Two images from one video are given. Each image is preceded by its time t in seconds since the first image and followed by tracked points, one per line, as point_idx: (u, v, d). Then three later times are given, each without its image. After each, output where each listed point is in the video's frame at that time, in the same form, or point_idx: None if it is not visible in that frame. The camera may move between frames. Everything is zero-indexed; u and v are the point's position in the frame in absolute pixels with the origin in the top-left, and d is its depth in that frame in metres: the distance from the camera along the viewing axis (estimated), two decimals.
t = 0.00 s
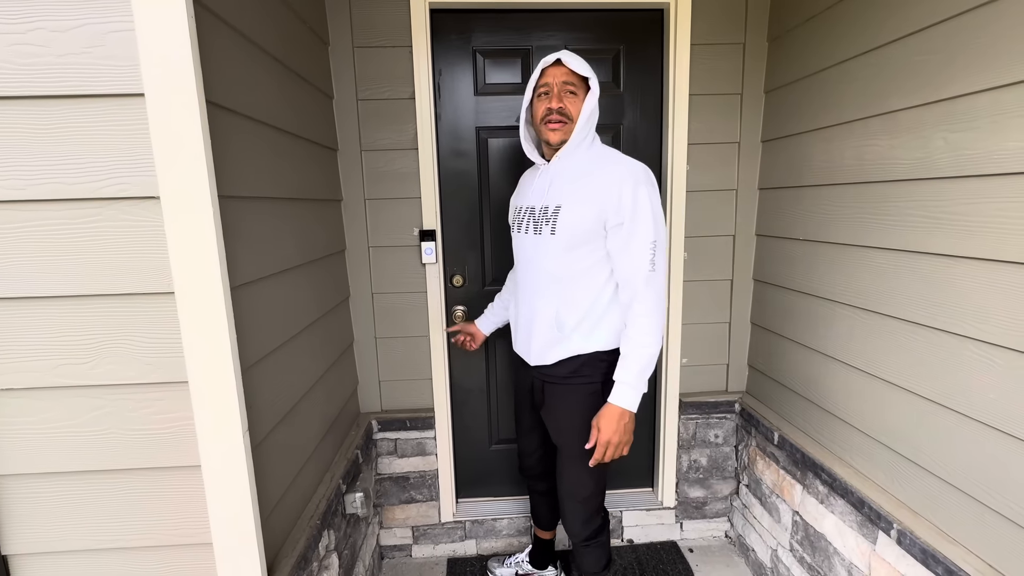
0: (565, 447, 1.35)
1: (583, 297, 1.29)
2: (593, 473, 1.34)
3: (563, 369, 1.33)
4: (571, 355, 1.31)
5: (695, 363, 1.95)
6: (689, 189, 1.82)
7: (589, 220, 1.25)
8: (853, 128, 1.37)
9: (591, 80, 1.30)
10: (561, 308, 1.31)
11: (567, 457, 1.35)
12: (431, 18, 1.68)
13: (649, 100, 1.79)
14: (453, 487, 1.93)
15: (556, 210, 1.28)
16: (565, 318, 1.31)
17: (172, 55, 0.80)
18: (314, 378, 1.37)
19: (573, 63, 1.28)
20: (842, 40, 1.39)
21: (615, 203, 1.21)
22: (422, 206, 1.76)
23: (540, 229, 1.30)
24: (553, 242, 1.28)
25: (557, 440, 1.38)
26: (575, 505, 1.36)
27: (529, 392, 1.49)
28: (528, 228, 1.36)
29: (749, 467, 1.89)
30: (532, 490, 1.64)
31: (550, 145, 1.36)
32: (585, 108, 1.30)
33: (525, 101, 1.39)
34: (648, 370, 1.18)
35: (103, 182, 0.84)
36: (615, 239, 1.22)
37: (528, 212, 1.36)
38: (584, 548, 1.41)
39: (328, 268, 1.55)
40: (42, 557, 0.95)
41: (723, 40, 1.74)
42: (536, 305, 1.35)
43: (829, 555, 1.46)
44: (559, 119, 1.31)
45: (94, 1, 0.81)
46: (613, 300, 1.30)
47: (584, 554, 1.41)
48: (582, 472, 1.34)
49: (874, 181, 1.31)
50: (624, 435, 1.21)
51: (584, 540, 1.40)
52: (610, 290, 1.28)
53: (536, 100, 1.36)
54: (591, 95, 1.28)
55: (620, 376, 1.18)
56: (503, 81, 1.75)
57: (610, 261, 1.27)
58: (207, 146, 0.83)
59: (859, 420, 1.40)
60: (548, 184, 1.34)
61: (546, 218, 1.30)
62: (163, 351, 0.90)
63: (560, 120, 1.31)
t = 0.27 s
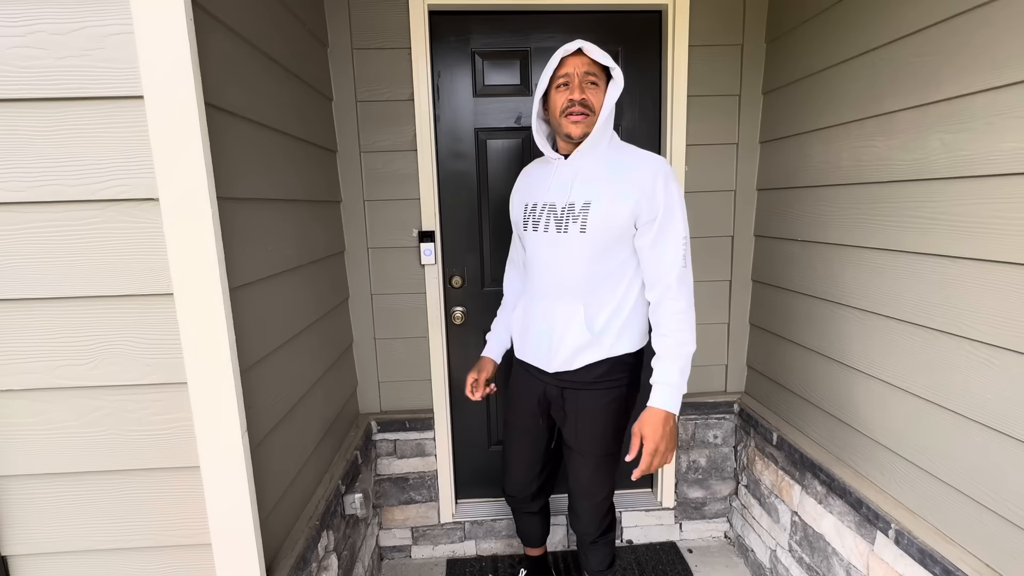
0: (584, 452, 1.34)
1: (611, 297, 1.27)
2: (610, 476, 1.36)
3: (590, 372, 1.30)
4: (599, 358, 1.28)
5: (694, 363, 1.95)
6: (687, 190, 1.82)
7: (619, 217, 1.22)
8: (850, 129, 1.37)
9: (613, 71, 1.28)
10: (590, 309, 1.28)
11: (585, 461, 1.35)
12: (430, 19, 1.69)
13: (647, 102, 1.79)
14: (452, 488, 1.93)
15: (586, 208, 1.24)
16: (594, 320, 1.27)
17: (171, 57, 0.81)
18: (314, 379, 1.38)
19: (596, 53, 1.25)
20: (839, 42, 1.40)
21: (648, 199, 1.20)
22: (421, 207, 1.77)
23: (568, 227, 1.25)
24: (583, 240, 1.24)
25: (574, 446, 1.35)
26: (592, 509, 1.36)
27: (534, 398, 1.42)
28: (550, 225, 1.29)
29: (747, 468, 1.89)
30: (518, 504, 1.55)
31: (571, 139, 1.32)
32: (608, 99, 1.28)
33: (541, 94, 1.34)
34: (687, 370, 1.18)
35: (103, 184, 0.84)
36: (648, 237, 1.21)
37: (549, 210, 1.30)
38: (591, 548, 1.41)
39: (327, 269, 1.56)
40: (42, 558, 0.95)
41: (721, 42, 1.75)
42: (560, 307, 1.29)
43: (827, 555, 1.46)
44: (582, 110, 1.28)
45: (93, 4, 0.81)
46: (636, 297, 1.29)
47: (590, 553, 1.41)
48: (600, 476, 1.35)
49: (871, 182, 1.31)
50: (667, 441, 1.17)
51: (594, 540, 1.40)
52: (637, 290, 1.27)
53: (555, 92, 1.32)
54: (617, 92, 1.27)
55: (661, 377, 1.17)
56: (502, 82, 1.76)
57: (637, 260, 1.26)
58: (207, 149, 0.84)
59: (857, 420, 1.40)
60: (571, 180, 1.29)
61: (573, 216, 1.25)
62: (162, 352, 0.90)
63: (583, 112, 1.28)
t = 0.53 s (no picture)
0: (597, 457, 1.26)
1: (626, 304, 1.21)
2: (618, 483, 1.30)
3: (609, 383, 1.23)
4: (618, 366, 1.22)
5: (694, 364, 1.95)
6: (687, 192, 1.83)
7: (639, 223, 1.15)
8: (850, 130, 1.37)
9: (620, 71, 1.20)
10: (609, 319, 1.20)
11: (597, 469, 1.27)
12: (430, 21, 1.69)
13: (647, 103, 1.80)
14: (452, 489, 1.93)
15: (607, 214, 1.14)
16: (614, 329, 1.20)
17: (172, 60, 0.81)
18: (314, 380, 1.38)
19: (605, 52, 1.16)
20: (838, 43, 1.40)
21: (665, 203, 1.16)
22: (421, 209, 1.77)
23: (587, 235, 1.14)
24: (604, 250, 1.15)
25: (587, 454, 1.27)
26: (602, 516, 1.31)
27: (541, 406, 1.28)
28: (566, 234, 1.16)
29: (748, 469, 1.89)
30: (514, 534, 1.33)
31: (580, 143, 1.21)
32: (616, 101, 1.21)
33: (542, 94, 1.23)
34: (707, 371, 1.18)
35: (105, 187, 0.85)
36: (664, 244, 1.18)
37: (561, 215, 1.17)
38: (597, 555, 1.36)
39: (327, 270, 1.56)
40: (43, 559, 0.96)
41: (720, 43, 1.75)
42: (578, 322, 1.19)
43: (828, 556, 1.46)
44: (590, 113, 1.18)
45: (95, 8, 0.82)
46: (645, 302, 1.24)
47: (594, 558, 1.36)
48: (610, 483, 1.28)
49: (870, 183, 1.31)
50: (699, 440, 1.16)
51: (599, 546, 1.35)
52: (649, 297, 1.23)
53: (560, 93, 1.20)
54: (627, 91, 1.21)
55: (691, 383, 1.15)
56: (502, 84, 1.76)
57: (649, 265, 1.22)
58: (207, 151, 0.84)
59: (857, 421, 1.40)
60: (585, 182, 1.18)
61: (592, 223, 1.15)
62: (163, 353, 0.90)
63: (592, 115, 1.18)
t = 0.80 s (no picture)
0: (599, 460, 1.24)
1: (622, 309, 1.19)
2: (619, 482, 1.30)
3: (608, 389, 1.20)
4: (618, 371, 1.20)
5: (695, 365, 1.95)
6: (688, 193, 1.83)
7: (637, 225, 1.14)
8: (850, 131, 1.38)
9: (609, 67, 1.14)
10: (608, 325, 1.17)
11: (600, 472, 1.25)
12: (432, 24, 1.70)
13: (648, 105, 1.80)
14: (454, 490, 1.93)
15: (607, 217, 1.11)
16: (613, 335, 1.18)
17: (176, 63, 0.82)
18: (316, 381, 1.38)
19: (592, 47, 1.10)
20: (839, 44, 1.41)
21: (659, 204, 1.17)
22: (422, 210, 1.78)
23: (588, 240, 1.10)
24: (606, 254, 1.11)
25: (589, 459, 1.24)
26: (605, 514, 1.31)
27: (541, 417, 1.22)
28: (566, 239, 1.11)
29: (749, 470, 1.89)
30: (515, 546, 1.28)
31: (569, 142, 1.14)
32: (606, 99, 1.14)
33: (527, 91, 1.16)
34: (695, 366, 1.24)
35: (109, 188, 0.86)
36: (656, 247, 1.19)
37: (559, 218, 1.11)
38: (600, 554, 1.37)
39: (329, 271, 1.56)
40: (46, 559, 0.96)
41: (721, 45, 1.76)
42: (578, 329, 1.14)
43: (830, 557, 1.46)
44: (578, 110, 1.11)
45: (100, 11, 0.82)
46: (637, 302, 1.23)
47: (597, 554, 1.37)
48: (612, 484, 1.28)
49: (870, 184, 1.32)
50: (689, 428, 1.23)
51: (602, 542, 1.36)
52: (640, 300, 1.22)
53: (546, 91, 1.13)
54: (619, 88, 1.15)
55: (685, 380, 1.20)
56: (503, 85, 1.77)
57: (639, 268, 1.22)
58: (210, 151, 0.85)
59: (858, 422, 1.40)
60: (583, 183, 1.13)
61: (592, 227, 1.11)
62: (167, 354, 0.91)
63: (579, 111, 1.11)
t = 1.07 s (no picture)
0: (583, 483, 1.18)
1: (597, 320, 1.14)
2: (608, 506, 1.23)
3: (585, 404, 1.15)
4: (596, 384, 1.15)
5: (697, 366, 1.95)
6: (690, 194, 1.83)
7: (612, 230, 1.10)
8: (852, 132, 1.38)
9: (574, 63, 1.12)
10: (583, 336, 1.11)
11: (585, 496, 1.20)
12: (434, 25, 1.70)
13: (649, 106, 1.81)
14: (456, 492, 1.93)
15: (580, 220, 1.07)
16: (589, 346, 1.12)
17: (180, 65, 0.82)
18: (318, 382, 1.38)
19: (557, 43, 1.08)
20: (841, 45, 1.41)
21: (633, 208, 1.13)
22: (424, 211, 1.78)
23: (561, 244, 1.06)
24: (580, 259, 1.07)
25: (572, 483, 1.19)
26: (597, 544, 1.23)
27: (517, 441, 1.17)
28: (538, 243, 1.06)
29: (752, 471, 1.89)
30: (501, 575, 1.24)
31: (537, 141, 1.11)
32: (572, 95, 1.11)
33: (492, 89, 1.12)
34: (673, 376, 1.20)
35: (115, 190, 0.86)
36: (630, 252, 1.15)
37: (530, 223, 1.07)
38: None
39: (331, 273, 1.57)
40: (51, 559, 0.96)
41: (722, 46, 1.76)
42: (552, 339, 1.09)
43: (832, 558, 1.46)
44: (544, 105, 1.07)
45: (106, 14, 0.83)
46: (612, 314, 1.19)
47: None
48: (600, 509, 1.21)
49: (872, 185, 1.32)
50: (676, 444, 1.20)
51: None
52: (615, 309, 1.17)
53: (511, 87, 1.10)
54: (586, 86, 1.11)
55: (663, 391, 1.16)
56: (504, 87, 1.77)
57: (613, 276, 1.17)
58: (214, 153, 0.85)
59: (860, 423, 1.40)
60: (553, 185, 1.09)
61: (566, 231, 1.07)
62: (171, 355, 0.91)
63: (546, 107, 1.07)
